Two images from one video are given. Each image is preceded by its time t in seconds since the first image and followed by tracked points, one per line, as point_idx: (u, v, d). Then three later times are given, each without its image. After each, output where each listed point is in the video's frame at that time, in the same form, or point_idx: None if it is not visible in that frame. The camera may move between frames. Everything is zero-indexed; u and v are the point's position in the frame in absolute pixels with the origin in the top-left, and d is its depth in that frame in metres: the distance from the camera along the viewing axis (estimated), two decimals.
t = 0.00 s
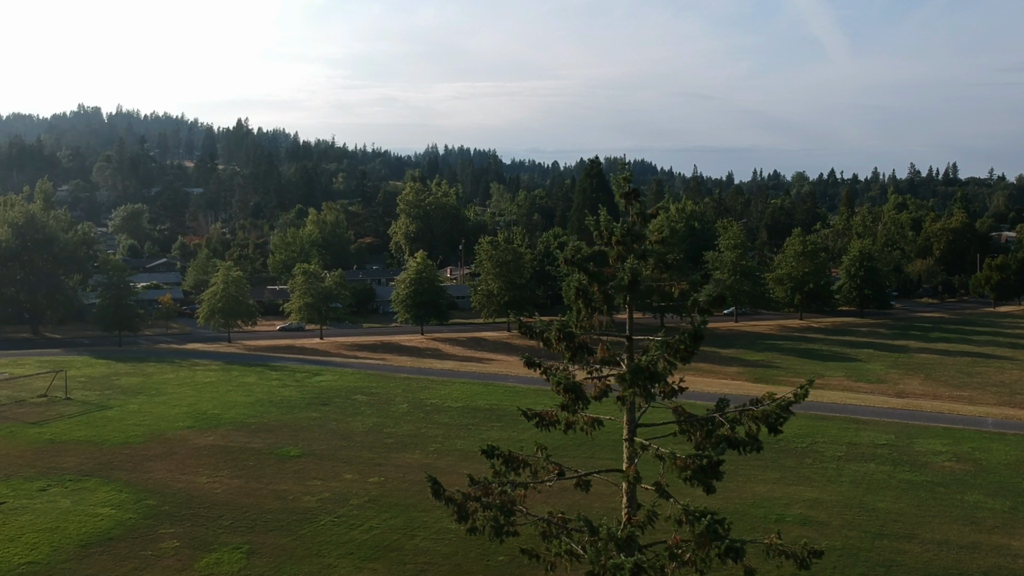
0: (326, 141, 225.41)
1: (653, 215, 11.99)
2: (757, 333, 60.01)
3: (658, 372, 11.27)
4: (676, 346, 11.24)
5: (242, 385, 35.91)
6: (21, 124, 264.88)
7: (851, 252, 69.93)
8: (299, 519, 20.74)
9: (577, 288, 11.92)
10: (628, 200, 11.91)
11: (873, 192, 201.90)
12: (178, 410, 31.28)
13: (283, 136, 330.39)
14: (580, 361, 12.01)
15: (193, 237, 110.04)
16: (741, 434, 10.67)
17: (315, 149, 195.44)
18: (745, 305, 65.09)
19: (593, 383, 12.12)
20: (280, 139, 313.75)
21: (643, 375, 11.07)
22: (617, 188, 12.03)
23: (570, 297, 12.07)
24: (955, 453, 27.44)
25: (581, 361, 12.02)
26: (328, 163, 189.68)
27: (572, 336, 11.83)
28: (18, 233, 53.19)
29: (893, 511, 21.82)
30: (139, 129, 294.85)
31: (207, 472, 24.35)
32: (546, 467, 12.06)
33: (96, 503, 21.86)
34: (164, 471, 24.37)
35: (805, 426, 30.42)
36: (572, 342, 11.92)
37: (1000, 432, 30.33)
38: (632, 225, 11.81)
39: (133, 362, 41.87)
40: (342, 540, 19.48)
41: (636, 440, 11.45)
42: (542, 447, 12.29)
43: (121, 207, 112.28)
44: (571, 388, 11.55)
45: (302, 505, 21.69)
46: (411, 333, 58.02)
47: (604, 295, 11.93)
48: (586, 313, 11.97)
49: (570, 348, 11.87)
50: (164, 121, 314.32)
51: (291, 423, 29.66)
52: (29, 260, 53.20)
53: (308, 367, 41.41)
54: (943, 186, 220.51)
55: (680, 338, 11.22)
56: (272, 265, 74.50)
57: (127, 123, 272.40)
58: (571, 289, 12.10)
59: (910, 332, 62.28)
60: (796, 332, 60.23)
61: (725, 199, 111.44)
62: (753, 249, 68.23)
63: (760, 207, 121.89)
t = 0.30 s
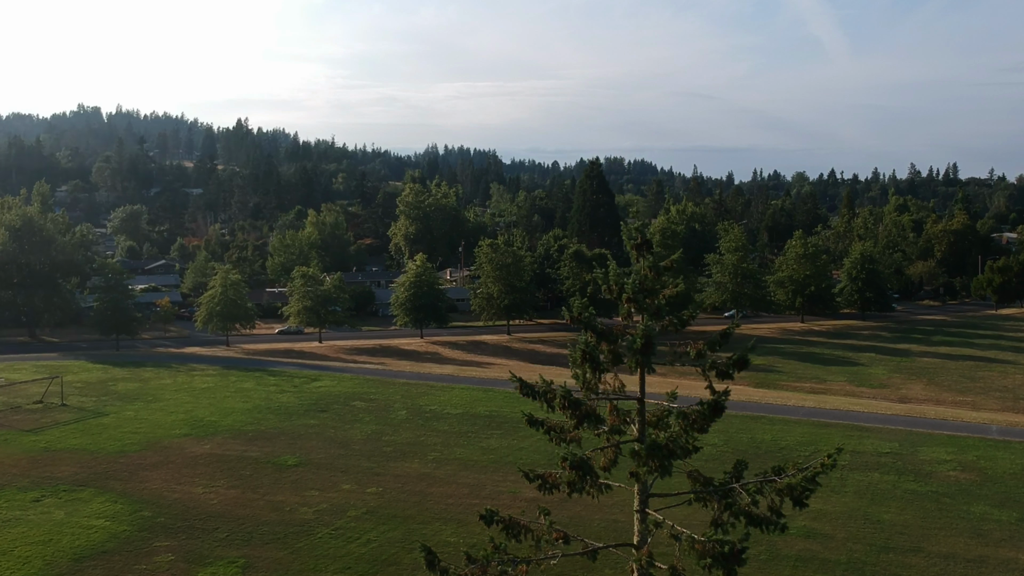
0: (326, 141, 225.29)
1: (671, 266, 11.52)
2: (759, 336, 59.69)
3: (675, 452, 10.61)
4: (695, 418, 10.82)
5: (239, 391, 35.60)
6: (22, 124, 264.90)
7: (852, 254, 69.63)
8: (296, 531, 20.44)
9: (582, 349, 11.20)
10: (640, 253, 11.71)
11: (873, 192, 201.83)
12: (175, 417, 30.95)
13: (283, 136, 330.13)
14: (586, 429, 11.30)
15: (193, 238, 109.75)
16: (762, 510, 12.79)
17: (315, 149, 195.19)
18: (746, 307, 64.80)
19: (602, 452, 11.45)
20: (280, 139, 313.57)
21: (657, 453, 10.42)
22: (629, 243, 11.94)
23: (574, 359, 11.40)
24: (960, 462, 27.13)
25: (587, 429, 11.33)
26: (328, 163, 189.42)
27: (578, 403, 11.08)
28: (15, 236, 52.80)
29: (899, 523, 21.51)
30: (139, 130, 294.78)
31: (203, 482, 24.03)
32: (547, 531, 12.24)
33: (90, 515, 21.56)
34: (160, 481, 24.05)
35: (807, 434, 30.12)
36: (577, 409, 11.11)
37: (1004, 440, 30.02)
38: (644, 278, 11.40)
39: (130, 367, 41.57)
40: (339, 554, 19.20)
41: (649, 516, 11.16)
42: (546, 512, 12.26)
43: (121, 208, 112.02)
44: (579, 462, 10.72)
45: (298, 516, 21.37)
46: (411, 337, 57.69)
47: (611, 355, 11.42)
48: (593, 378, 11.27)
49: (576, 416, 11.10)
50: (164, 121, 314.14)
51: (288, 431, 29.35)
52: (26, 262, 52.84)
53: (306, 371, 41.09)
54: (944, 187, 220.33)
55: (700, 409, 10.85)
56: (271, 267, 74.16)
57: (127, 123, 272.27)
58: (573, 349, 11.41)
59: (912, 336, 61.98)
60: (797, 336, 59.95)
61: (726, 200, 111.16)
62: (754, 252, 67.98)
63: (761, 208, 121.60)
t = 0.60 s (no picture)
0: (328, 140, 225.10)
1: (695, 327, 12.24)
2: (762, 339, 59.35)
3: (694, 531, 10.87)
4: (719, 494, 11.15)
5: (239, 396, 35.31)
6: (23, 125, 264.80)
7: (856, 256, 69.28)
8: (295, 542, 20.16)
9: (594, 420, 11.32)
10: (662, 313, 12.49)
11: (876, 192, 201.36)
12: (174, 423, 30.67)
13: (285, 136, 330.00)
14: (600, 504, 11.58)
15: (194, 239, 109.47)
16: None
17: (316, 150, 194.85)
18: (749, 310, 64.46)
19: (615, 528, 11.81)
20: (281, 139, 313.22)
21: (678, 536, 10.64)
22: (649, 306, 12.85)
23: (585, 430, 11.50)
24: (968, 470, 26.80)
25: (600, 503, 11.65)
26: (330, 163, 188.99)
27: (589, 480, 11.42)
28: (14, 238, 52.49)
29: (907, 535, 21.17)
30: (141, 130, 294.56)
31: (201, 491, 23.74)
32: None
33: (87, 525, 21.28)
34: (158, 490, 23.78)
35: (812, 440, 29.81)
36: (591, 487, 11.39)
37: (1012, 447, 29.69)
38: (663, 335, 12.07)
39: (130, 371, 41.31)
40: (339, 566, 18.91)
41: None
42: None
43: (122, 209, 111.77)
44: (588, 550, 11.01)
45: (298, 527, 21.10)
46: (412, 340, 57.42)
47: (626, 420, 11.40)
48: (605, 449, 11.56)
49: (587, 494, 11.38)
50: (165, 122, 313.93)
51: (288, 437, 29.08)
52: (25, 265, 52.59)
53: (307, 376, 40.80)
54: (946, 187, 219.75)
55: (724, 487, 11.16)
56: (272, 269, 73.87)
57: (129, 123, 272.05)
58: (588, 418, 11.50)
59: (917, 339, 61.62)
60: (800, 339, 59.63)
61: (728, 201, 110.74)
62: (757, 254, 67.64)
63: (764, 208, 121.13)
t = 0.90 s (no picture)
0: (330, 141, 225.03)
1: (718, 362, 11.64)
2: (766, 341, 58.98)
3: None
4: (754, 560, 10.90)
5: (239, 400, 35.03)
6: (25, 125, 264.84)
7: (860, 258, 68.91)
8: (294, 551, 19.86)
9: (612, 476, 10.94)
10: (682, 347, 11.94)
11: (879, 192, 201.08)
12: (172, 428, 30.37)
13: (287, 136, 329.95)
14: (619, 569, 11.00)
15: (195, 240, 109.33)
16: None
17: (318, 150, 194.65)
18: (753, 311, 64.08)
19: None
20: (283, 139, 313.19)
21: None
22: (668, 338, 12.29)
23: (602, 485, 11.18)
24: (976, 477, 26.43)
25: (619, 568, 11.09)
26: (332, 163, 188.80)
27: (607, 544, 10.77)
28: (13, 240, 52.25)
29: (915, 543, 20.84)
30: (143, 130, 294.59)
31: (199, 497, 23.44)
32: None
33: (82, 533, 20.98)
34: (156, 497, 23.48)
35: (818, 446, 29.46)
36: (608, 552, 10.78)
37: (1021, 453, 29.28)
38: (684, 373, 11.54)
39: (129, 374, 41.04)
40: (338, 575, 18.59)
41: None
42: None
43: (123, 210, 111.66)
44: None
45: (298, 534, 20.81)
46: (413, 342, 57.13)
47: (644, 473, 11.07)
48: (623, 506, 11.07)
49: (603, 559, 10.81)
50: (167, 122, 313.95)
51: (288, 442, 28.78)
52: (25, 267, 52.39)
53: (307, 379, 40.51)
54: (950, 187, 219.28)
55: (761, 552, 10.90)
56: (273, 270, 73.58)
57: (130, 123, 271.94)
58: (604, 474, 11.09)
59: (921, 341, 61.21)
60: (804, 341, 59.28)
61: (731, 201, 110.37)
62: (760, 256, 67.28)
63: (767, 209, 120.82)
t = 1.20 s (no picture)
0: (330, 140, 224.70)
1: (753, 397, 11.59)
2: (768, 342, 58.62)
3: None
4: None
5: (238, 402, 34.73)
6: (26, 125, 264.70)
7: (863, 259, 68.59)
8: (291, 557, 19.56)
9: (632, 528, 11.15)
10: (711, 379, 11.87)
11: (880, 192, 200.76)
12: (170, 431, 30.08)
13: (288, 136, 329.40)
14: None
15: (196, 240, 108.98)
16: None
17: (318, 149, 194.37)
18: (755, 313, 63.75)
19: None
20: (284, 138, 313.06)
21: None
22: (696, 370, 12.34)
23: (621, 538, 11.32)
24: (983, 481, 26.06)
25: None
26: (333, 163, 188.44)
27: None
28: (11, 240, 51.92)
29: (923, 550, 20.51)
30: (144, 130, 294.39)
31: (196, 502, 23.13)
32: None
33: (78, 539, 20.66)
34: (152, 502, 23.15)
35: (823, 449, 29.13)
36: None
37: None
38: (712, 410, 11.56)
39: (129, 375, 40.77)
40: None
41: None
42: None
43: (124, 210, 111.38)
44: None
45: (296, 541, 20.50)
46: (414, 343, 56.86)
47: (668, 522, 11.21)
48: (645, 562, 11.21)
49: None
50: (168, 122, 313.80)
51: (287, 446, 28.46)
52: (24, 267, 52.07)
53: (306, 380, 40.22)
54: (951, 187, 218.91)
55: None
56: (273, 271, 73.26)
57: (131, 123, 271.73)
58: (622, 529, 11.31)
59: (925, 342, 60.84)
60: (807, 343, 58.88)
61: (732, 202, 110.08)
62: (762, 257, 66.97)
63: (768, 209, 120.51)
